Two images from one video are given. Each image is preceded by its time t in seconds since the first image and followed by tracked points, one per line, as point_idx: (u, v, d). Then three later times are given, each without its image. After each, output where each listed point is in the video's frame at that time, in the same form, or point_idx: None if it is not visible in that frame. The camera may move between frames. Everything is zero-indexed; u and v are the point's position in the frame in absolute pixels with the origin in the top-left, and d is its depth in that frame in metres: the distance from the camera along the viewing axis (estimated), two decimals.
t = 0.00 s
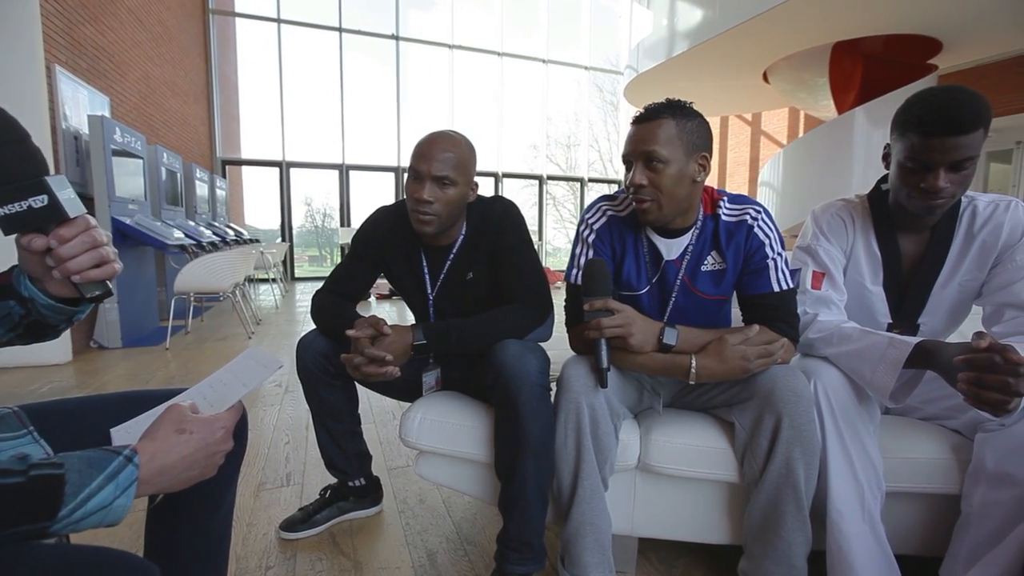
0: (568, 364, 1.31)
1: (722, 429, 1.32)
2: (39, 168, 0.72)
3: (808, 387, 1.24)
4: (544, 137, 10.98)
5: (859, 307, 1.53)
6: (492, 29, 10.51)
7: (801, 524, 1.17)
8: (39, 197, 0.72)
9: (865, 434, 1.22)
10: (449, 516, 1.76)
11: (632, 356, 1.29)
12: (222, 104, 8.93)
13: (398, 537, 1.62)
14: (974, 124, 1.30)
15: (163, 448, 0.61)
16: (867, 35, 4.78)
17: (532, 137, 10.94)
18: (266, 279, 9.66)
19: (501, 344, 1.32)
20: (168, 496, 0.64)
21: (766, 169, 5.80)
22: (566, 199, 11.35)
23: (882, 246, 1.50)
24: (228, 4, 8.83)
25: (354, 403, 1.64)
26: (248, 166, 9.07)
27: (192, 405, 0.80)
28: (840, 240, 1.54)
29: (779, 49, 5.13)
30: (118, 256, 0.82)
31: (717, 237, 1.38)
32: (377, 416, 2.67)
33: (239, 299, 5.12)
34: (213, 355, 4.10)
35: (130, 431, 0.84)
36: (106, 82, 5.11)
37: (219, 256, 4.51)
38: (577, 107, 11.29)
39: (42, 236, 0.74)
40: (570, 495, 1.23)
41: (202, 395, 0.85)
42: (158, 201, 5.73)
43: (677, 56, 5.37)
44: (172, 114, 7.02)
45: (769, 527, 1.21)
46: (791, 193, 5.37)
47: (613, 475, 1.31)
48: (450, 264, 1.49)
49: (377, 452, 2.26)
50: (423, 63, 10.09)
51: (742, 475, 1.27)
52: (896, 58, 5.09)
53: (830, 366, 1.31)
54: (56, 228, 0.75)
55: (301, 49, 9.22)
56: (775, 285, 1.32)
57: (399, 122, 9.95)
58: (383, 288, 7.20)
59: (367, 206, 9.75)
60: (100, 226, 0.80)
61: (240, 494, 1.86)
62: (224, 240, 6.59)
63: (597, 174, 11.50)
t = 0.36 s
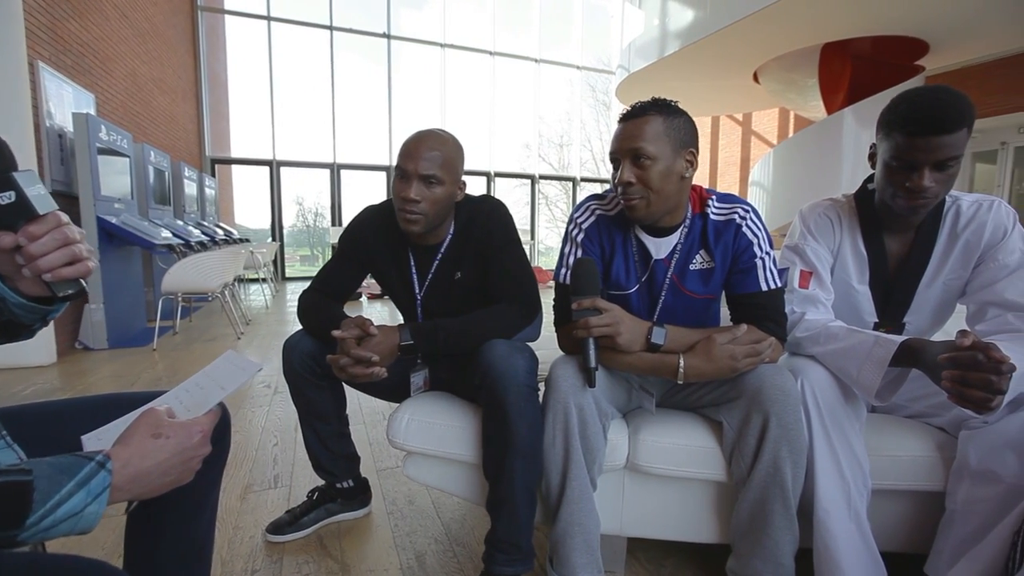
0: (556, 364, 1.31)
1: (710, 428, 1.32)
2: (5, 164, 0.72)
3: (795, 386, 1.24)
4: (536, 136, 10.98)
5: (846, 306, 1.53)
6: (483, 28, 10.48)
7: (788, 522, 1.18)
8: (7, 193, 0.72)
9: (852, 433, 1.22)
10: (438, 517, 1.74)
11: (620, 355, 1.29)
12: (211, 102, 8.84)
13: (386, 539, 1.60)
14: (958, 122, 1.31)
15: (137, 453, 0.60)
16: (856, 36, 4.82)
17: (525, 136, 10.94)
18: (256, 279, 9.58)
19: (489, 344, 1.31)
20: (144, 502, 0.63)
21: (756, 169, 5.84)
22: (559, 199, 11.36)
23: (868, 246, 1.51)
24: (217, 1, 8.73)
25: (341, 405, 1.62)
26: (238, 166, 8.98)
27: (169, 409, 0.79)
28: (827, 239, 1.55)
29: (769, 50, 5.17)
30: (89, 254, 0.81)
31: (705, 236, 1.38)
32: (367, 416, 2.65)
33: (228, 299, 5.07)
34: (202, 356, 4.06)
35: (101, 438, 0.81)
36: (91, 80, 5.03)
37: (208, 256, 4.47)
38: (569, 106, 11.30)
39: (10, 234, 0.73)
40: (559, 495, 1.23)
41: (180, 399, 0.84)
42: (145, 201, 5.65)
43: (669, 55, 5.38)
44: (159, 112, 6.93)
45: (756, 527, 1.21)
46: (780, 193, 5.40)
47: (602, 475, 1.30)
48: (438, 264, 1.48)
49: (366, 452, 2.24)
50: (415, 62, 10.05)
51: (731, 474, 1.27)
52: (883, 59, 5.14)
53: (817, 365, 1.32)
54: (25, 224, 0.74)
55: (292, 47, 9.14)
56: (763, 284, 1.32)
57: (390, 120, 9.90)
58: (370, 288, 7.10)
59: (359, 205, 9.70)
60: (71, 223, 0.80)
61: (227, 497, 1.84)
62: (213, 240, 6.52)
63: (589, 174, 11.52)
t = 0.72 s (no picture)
0: (540, 364, 1.30)
1: (694, 427, 1.32)
2: None
3: (778, 384, 1.25)
4: (525, 134, 10.97)
5: (829, 304, 1.54)
6: (472, 26, 10.44)
7: (771, 519, 1.18)
8: None
9: (834, 430, 1.23)
10: (424, 518, 1.73)
11: (604, 354, 1.28)
12: (196, 99, 8.71)
13: (371, 541, 1.59)
14: (937, 123, 1.32)
15: (105, 458, 0.59)
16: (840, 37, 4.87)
17: (514, 135, 10.92)
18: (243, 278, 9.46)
19: (473, 344, 1.30)
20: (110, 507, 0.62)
21: (743, 168, 5.89)
22: (548, 197, 11.35)
23: (850, 244, 1.52)
24: None
25: (325, 406, 1.60)
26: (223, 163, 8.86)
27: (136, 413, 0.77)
28: (810, 238, 1.56)
29: (755, 50, 5.21)
30: (55, 255, 0.80)
31: (688, 234, 1.38)
32: (354, 417, 2.63)
33: (213, 299, 5.01)
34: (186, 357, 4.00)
35: (61, 445, 0.78)
36: (69, 75, 4.93)
37: (192, 255, 4.40)
38: (558, 105, 11.29)
39: None
40: (543, 495, 1.22)
41: (148, 404, 0.82)
42: (127, 199, 5.55)
43: (657, 55, 5.40)
44: (141, 109, 6.81)
45: (739, 524, 1.21)
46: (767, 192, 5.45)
47: (587, 475, 1.30)
48: (421, 263, 1.46)
49: (353, 453, 2.22)
50: (404, 59, 9.99)
51: (715, 472, 1.27)
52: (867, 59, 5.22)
53: (800, 362, 1.32)
54: None
55: (278, 44, 9.04)
56: (746, 282, 1.33)
57: (379, 118, 9.83)
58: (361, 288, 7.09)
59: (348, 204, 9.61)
60: (34, 223, 0.79)
61: (209, 500, 1.81)
62: (197, 239, 6.42)
63: (578, 172, 11.52)
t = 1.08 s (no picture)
0: (521, 363, 1.29)
1: (677, 424, 1.32)
2: None
3: (759, 382, 1.25)
4: (511, 133, 10.96)
5: (809, 303, 1.56)
6: (458, 24, 10.39)
7: (752, 516, 1.19)
8: None
9: (813, 426, 1.24)
10: (407, 519, 1.72)
11: (586, 353, 1.28)
12: (176, 95, 8.55)
13: (353, 544, 1.57)
14: (912, 122, 1.34)
15: (66, 465, 0.57)
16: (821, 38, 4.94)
17: (501, 133, 10.90)
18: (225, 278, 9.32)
19: (454, 344, 1.29)
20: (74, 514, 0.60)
21: (727, 167, 5.95)
22: (535, 196, 11.35)
23: (829, 243, 1.53)
24: None
25: (306, 408, 1.58)
26: (205, 161, 8.72)
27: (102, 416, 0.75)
28: (790, 237, 1.58)
29: (739, 51, 5.25)
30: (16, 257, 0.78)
31: (670, 233, 1.38)
32: (337, 419, 2.59)
33: (193, 299, 4.92)
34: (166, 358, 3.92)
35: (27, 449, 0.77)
36: (42, 69, 4.80)
37: (172, 255, 4.32)
38: (545, 104, 11.29)
39: None
40: (526, 495, 1.21)
41: (115, 406, 0.80)
42: (104, 197, 5.43)
43: (643, 54, 5.43)
44: (118, 105, 6.67)
45: (721, 521, 1.22)
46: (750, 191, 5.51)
47: (570, 474, 1.30)
48: (402, 262, 1.45)
49: (336, 455, 2.19)
50: (389, 57, 9.92)
51: (696, 469, 1.27)
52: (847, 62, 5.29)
53: (780, 360, 1.34)
54: None
55: (261, 40, 8.91)
56: (727, 281, 1.33)
57: (364, 116, 9.74)
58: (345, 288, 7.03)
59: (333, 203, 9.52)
60: None
61: (186, 504, 1.77)
62: (178, 238, 6.31)
63: (565, 171, 11.54)
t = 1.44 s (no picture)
0: (506, 361, 1.29)
1: (661, 421, 1.33)
2: None
3: (742, 378, 1.26)
4: (499, 130, 10.94)
5: (792, 299, 1.58)
6: (445, 20, 10.34)
7: (735, 511, 1.20)
8: None
9: (796, 422, 1.25)
10: (392, 519, 1.71)
11: (571, 349, 1.28)
12: (158, 90, 8.40)
13: (338, 544, 1.55)
14: (890, 120, 1.36)
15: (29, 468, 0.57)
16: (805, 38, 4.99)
17: (489, 131, 10.86)
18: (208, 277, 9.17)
19: (438, 342, 1.28)
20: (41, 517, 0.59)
21: (713, 165, 6.00)
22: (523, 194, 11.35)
23: (811, 240, 1.55)
24: None
25: (289, 408, 1.56)
26: (188, 158, 8.58)
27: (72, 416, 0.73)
28: (774, 234, 1.59)
29: (724, 50, 5.29)
30: None
31: (654, 230, 1.39)
32: (323, 418, 2.57)
33: (175, 298, 4.84)
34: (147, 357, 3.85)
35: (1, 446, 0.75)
36: (15, 61, 4.68)
37: (154, 253, 4.24)
38: (532, 101, 11.27)
39: None
40: (512, 493, 1.21)
41: (87, 405, 0.78)
42: (82, 194, 5.31)
43: (630, 52, 5.44)
44: (96, 99, 6.53)
45: (705, 516, 1.22)
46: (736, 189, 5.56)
47: (555, 471, 1.30)
48: (387, 260, 1.44)
49: (321, 455, 2.17)
50: (375, 53, 9.84)
51: (680, 465, 1.28)
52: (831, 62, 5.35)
53: (763, 356, 1.35)
54: None
55: (245, 34, 8.78)
56: (711, 278, 1.34)
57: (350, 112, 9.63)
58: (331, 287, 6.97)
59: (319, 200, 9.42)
60: None
61: (167, 507, 1.74)
62: (160, 235, 6.20)
63: (553, 169, 11.54)
